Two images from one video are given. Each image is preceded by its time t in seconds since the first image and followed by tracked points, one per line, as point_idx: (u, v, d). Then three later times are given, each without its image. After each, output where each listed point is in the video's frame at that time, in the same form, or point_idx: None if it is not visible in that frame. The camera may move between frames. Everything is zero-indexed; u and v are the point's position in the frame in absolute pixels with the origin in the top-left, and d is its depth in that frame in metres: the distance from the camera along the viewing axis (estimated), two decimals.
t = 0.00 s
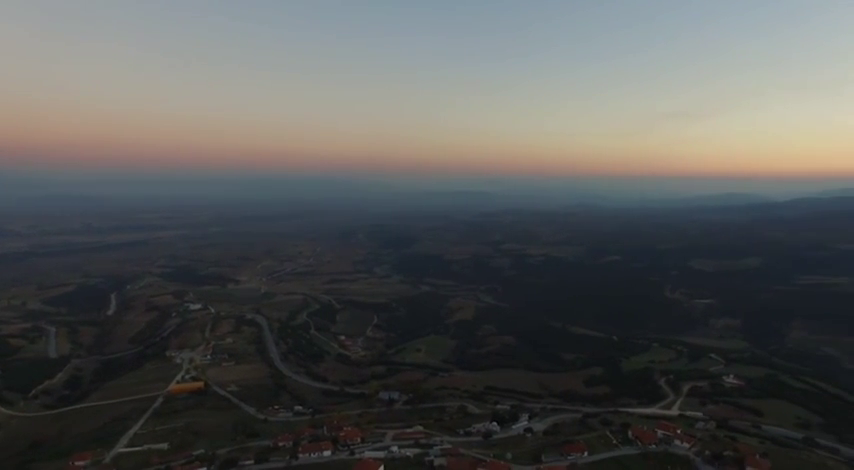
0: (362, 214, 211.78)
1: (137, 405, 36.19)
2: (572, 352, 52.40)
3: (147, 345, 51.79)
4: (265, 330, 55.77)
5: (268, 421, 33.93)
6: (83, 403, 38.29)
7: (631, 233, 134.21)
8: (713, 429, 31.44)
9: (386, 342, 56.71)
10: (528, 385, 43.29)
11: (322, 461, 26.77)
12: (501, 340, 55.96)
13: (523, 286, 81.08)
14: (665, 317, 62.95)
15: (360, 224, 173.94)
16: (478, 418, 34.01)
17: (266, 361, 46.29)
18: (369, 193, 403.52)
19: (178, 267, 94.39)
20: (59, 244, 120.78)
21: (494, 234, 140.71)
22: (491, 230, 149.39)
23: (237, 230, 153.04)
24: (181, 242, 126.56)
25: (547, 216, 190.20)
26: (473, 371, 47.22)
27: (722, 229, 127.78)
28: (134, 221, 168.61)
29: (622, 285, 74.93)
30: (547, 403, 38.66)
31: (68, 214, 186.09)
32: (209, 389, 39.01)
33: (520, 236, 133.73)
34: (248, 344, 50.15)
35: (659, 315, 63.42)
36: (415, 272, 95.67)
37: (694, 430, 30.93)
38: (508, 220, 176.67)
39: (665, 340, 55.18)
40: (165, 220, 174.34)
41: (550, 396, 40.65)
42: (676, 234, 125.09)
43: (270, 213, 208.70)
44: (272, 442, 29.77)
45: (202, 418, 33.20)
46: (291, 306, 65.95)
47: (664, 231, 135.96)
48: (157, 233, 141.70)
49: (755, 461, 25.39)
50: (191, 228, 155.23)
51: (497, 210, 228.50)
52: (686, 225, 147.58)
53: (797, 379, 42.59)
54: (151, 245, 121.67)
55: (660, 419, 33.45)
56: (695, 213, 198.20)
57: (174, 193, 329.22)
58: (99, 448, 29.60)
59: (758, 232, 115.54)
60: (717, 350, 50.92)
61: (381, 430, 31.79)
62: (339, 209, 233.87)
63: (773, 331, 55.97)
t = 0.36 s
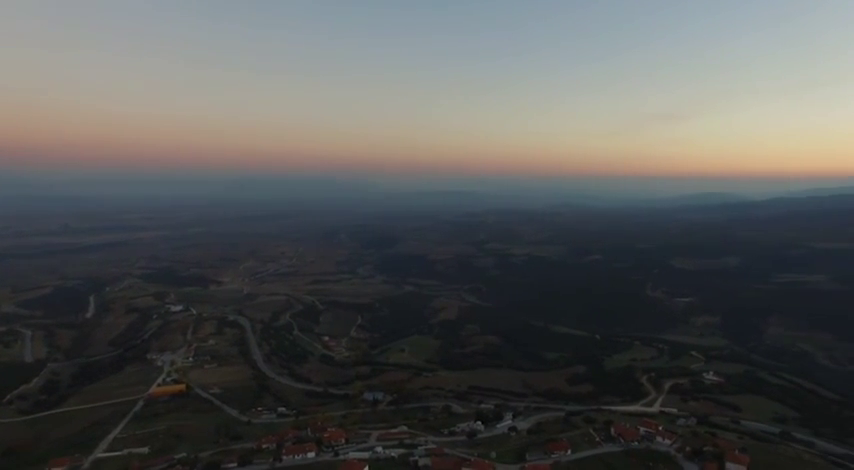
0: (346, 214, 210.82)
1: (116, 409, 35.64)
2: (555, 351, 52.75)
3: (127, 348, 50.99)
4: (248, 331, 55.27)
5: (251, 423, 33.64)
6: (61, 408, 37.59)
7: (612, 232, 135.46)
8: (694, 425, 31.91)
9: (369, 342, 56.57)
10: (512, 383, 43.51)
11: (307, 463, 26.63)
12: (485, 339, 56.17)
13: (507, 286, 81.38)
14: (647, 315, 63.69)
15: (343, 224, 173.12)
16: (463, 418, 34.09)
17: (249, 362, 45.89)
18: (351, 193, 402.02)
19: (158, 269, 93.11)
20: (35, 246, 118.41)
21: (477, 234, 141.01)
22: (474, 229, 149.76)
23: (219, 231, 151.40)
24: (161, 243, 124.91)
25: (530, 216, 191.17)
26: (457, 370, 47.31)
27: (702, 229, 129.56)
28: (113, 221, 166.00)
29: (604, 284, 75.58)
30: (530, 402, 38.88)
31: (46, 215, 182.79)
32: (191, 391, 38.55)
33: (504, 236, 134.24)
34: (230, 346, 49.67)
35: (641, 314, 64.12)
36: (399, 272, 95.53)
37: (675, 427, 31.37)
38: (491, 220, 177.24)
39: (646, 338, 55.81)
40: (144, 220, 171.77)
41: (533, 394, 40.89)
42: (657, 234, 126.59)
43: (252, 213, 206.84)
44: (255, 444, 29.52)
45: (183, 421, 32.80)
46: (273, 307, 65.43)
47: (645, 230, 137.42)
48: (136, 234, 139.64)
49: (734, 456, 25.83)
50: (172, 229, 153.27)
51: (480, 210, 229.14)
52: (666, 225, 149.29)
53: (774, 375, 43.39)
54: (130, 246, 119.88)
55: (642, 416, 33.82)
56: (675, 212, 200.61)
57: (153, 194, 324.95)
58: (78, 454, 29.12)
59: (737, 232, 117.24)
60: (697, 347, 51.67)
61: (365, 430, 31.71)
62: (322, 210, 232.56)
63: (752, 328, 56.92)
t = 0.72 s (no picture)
0: (330, 214, 210.08)
1: (96, 412, 35.10)
2: (539, 350, 53.07)
3: (107, 350, 50.23)
4: (231, 332, 54.78)
5: (234, 424, 33.36)
6: (38, 412, 36.91)
7: (596, 232, 136.59)
8: (675, 422, 32.33)
9: (354, 343, 56.38)
10: (497, 383, 43.68)
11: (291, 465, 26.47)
12: (470, 339, 56.33)
13: (491, 285, 81.70)
14: (629, 314, 64.36)
15: (327, 224, 172.32)
16: (448, 418, 34.17)
17: (232, 364, 45.46)
18: (335, 193, 400.50)
19: (138, 270, 91.80)
20: (11, 247, 116.08)
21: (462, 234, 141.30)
22: (459, 229, 150.08)
23: (201, 231, 149.67)
24: (142, 244, 123.26)
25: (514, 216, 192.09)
26: (441, 370, 47.36)
27: (683, 228, 131.29)
28: (92, 222, 163.34)
29: (587, 283, 76.25)
30: (515, 401, 39.09)
31: (24, 216, 179.31)
32: (173, 394, 38.10)
33: (488, 236, 134.65)
34: (213, 347, 49.19)
35: (624, 313, 64.77)
36: (384, 272, 95.37)
37: (657, 424, 31.76)
38: (475, 220, 177.69)
39: (629, 336, 56.39)
40: (124, 221, 169.24)
41: (517, 393, 41.09)
42: (639, 233, 127.96)
43: (234, 214, 205.07)
44: (239, 447, 29.27)
45: (165, 424, 32.42)
46: (257, 308, 64.94)
47: (627, 230, 138.78)
48: (116, 235, 137.56)
49: (714, 452, 26.21)
50: (153, 229, 151.36)
51: (464, 210, 229.63)
52: (647, 224, 150.94)
53: (753, 371, 44.13)
54: (110, 247, 118.05)
55: (625, 414, 34.19)
56: (657, 211, 202.91)
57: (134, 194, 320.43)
58: (57, 459, 28.64)
59: (717, 231, 118.98)
60: (678, 345, 52.35)
61: (350, 431, 31.61)
62: (305, 210, 231.32)
63: (731, 326, 57.83)
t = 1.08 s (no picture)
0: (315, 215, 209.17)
1: (78, 416, 34.59)
2: (525, 350, 53.32)
3: (89, 353, 49.51)
4: (215, 334, 54.27)
5: (219, 427, 33.06)
6: (17, 417, 36.25)
7: (580, 231, 137.55)
8: (659, 419, 32.69)
9: (340, 344, 56.17)
10: (483, 382, 43.80)
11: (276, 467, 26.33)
12: (456, 339, 56.42)
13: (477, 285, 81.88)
14: (613, 313, 64.92)
15: (312, 225, 171.51)
16: (434, 417, 34.21)
17: (217, 366, 45.03)
18: (320, 193, 398.88)
19: (120, 271, 90.57)
20: None
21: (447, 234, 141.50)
22: (444, 229, 150.29)
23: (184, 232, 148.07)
24: (124, 245, 121.61)
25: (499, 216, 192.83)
26: (427, 370, 47.36)
27: (666, 228, 132.78)
28: (72, 222, 160.88)
29: (573, 282, 76.75)
30: (501, 400, 39.25)
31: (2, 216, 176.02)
32: (156, 396, 37.63)
33: (474, 236, 135.00)
34: (197, 349, 48.70)
35: (608, 312, 65.28)
36: (370, 273, 95.14)
37: (641, 422, 32.08)
38: (461, 220, 178.02)
39: (613, 335, 56.89)
40: (106, 221, 166.93)
41: (503, 393, 41.26)
42: (623, 233, 129.19)
43: (218, 214, 203.32)
44: (223, 449, 29.05)
45: (149, 427, 32.02)
46: (242, 309, 64.43)
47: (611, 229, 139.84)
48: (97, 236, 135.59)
49: (697, 448, 26.54)
50: (135, 230, 149.46)
51: (450, 210, 229.98)
52: (631, 224, 152.27)
53: (735, 369, 44.78)
54: (91, 248, 116.30)
55: (610, 412, 34.48)
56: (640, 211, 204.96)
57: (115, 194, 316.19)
58: (36, 465, 28.12)
59: (699, 230, 120.53)
60: (662, 344, 52.92)
61: (336, 432, 31.48)
62: (290, 210, 230.02)
63: (713, 324, 58.63)
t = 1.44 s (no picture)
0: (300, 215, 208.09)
1: (59, 421, 34.06)
2: (511, 349, 53.54)
3: (70, 355, 48.76)
4: (200, 335, 53.77)
5: (204, 429, 32.78)
6: None
7: (565, 231, 138.42)
8: (644, 417, 33.03)
9: (325, 344, 55.94)
10: (470, 382, 43.89)
11: None
12: (442, 339, 56.47)
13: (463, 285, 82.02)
14: (598, 312, 65.38)
15: (297, 225, 170.70)
16: (421, 417, 34.23)
17: (201, 367, 44.61)
18: (305, 193, 397.09)
19: (102, 272, 89.32)
20: None
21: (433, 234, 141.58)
22: (430, 229, 150.36)
23: (167, 233, 146.49)
24: (106, 246, 119.97)
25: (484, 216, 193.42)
26: (414, 370, 47.35)
27: (650, 227, 134.12)
28: (52, 223, 158.42)
29: (558, 281, 77.18)
30: (487, 399, 39.38)
31: None
32: (140, 399, 37.17)
33: (459, 236, 135.24)
34: (182, 351, 48.20)
35: (593, 311, 65.72)
36: (355, 273, 94.88)
37: (626, 420, 32.37)
38: (446, 220, 178.24)
39: (599, 334, 57.32)
40: (86, 222, 164.59)
41: (490, 392, 41.40)
42: (608, 232, 130.21)
43: (202, 214, 201.61)
44: (209, 451, 28.81)
45: (132, 430, 31.66)
46: (227, 310, 63.90)
47: (595, 229, 140.80)
48: (77, 237, 133.59)
49: (681, 445, 26.87)
50: (117, 231, 147.53)
51: (436, 210, 230.14)
52: (615, 224, 153.55)
53: (718, 366, 45.37)
54: (71, 249, 114.51)
55: (595, 411, 34.74)
56: (624, 211, 206.82)
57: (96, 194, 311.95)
58: None
59: (682, 230, 121.94)
60: (646, 342, 53.46)
61: (322, 433, 31.35)
62: (275, 210, 228.68)
63: (696, 322, 59.36)
